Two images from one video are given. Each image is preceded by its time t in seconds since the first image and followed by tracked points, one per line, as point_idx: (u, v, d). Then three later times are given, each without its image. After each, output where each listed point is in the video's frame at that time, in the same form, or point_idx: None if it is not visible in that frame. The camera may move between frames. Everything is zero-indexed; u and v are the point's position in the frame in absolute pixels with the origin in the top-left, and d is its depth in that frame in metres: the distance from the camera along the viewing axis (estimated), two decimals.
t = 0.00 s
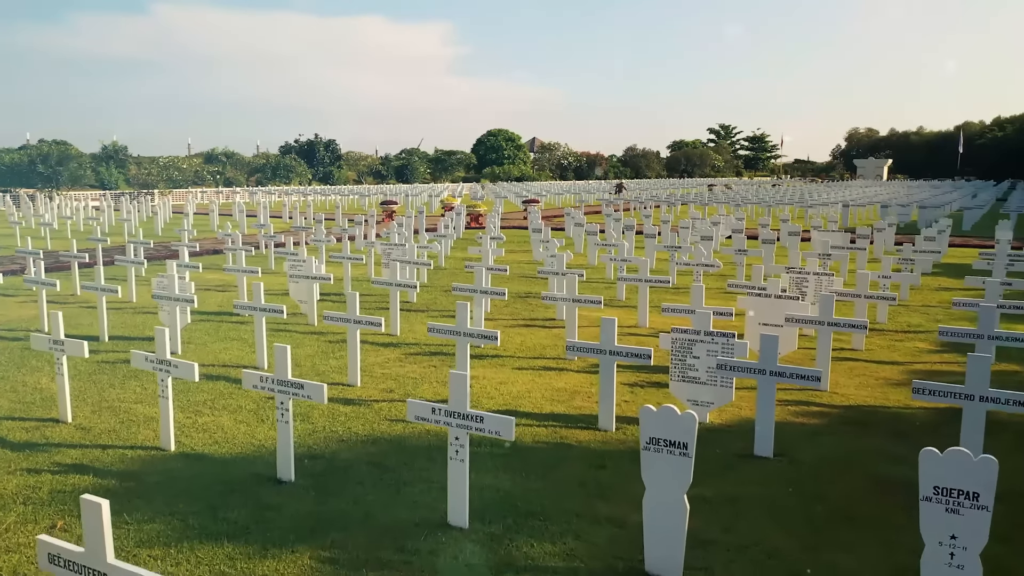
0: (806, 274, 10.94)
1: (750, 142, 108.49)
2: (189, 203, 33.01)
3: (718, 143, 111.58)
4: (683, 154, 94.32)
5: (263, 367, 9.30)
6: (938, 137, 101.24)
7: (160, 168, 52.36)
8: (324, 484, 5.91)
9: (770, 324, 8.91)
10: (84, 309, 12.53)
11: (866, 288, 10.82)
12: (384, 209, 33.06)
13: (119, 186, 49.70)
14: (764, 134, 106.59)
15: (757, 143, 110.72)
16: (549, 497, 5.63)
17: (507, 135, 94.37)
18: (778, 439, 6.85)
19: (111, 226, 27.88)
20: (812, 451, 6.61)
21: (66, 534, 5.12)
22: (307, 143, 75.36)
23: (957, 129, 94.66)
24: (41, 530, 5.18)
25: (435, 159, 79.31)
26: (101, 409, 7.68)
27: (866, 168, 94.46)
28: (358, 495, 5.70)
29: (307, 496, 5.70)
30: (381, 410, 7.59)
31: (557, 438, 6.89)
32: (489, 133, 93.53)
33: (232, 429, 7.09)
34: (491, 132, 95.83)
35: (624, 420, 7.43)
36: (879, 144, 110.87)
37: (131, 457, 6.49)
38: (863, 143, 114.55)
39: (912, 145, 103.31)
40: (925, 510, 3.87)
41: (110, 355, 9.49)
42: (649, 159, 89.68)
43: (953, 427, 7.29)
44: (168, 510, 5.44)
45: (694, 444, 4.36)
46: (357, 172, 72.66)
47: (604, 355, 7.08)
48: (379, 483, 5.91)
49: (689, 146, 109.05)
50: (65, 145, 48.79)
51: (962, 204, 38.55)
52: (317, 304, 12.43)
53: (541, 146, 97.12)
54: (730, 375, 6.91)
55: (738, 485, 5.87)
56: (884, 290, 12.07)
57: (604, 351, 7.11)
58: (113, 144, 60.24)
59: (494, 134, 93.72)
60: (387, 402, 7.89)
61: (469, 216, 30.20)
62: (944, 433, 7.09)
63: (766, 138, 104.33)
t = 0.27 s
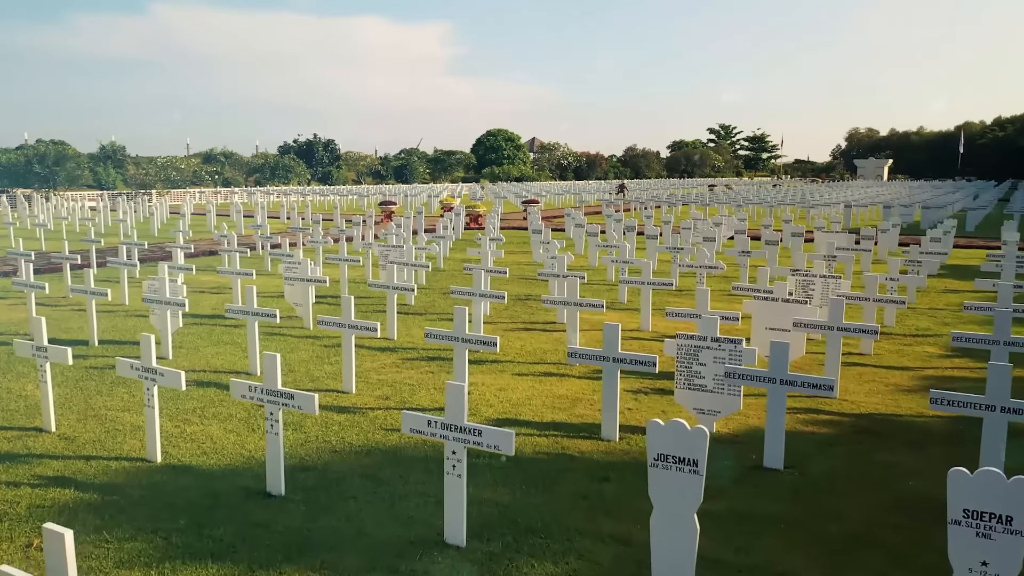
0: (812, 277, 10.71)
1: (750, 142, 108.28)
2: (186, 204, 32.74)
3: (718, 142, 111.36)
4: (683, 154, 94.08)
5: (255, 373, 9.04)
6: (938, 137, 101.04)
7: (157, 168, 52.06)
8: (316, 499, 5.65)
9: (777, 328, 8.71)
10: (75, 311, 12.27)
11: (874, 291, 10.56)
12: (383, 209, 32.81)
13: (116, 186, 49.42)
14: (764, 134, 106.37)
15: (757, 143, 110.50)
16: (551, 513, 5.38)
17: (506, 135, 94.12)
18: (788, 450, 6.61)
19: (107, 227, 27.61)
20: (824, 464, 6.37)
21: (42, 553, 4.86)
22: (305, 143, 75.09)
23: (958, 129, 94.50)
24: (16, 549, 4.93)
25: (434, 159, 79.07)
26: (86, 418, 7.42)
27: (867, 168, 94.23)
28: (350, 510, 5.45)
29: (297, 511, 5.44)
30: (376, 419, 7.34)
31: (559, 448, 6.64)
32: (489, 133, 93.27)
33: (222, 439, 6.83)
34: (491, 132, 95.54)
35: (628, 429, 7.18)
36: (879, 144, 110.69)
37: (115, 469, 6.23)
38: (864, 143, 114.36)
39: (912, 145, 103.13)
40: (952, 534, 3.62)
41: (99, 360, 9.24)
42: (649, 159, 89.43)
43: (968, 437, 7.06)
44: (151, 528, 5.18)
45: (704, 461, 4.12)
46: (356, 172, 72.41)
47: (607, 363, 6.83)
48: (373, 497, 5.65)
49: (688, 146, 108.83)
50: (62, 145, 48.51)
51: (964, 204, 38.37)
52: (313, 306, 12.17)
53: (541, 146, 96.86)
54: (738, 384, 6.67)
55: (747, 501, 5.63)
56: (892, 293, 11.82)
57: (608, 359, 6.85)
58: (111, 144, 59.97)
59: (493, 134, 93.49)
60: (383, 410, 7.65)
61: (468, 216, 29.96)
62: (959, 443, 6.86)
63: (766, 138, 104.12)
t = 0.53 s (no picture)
0: (819, 280, 10.48)
1: (750, 142, 108.11)
2: (183, 204, 32.49)
3: (718, 143, 111.16)
4: (683, 154, 93.81)
5: (248, 379, 8.79)
6: (938, 137, 100.80)
7: (155, 168, 51.80)
8: (306, 515, 5.40)
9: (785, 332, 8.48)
10: (65, 315, 12.01)
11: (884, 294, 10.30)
12: (381, 210, 32.55)
13: (113, 187, 49.14)
14: (764, 134, 106.18)
15: (757, 143, 110.26)
16: (554, 530, 5.14)
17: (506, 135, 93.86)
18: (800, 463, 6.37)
19: (103, 228, 27.35)
20: (836, 477, 6.11)
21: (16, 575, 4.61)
22: (304, 143, 74.84)
23: (958, 129, 94.32)
24: None
25: (433, 159, 78.85)
26: (71, 427, 7.17)
27: (868, 169, 94.02)
28: (342, 528, 5.19)
29: (286, 528, 5.19)
30: (372, 429, 7.10)
31: (560, 460, 6.39)
32: (488, 133, 93.02)
33: (210, 450, 6.57)
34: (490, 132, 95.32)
35: (632, 438, 6.92)
36: (879, 144, 110.52)
37: (98, 483, 5.97)
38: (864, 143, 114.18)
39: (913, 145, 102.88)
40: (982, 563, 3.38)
41: (86, 367, 8.97)
42: (649, 159, 89.15)
43: (985, 447, 6.81)
44: (132, 547, 4.93)
45: (717, 482, 3.88)
46: (355, 172, 72.17)
47: (611, 370, 6.58)
48: (366, 513, 5.40)
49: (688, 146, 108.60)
50: (59, 145, 48.23)
51: (966, 205, 38.18)
52: (308, 310, 11.91)
53: (541, 146, 96.62)
54: (746, 392, 6.43)
55: (757, 519, 5.39)
56: (900, 296, 11.57)
57: (611, 366, 6.60)
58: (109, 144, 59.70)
59: (493, 133, 93.27)
60: (378, 419, 7.39)
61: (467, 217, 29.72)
62: (976, 455, 6.60)
63: (766, 138, 103.90)
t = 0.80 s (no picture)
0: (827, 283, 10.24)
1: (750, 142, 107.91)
2: (180, 205, 32.25)
3: (719, 143, 110.95)
4: (683, 155, 93.56)
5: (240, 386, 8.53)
6: (939, 137, 100.57)
7: (153, 168, 51.55)
8: (295, 532, 5.15)
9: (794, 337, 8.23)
10: (56, 319, 11.76)
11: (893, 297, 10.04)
12: (380, 211, 32.31)
13: (111, 187, 48.89)
14: (765, 134, 105.96)
15: (757, 143, 110.02)
16: (556, 549, 4.89)
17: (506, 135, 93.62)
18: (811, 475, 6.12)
19: (99, 229, 27.11)
20: (850, 491, 5.86)
21: None
22: (303, 143, 74.60)
23: (959, 129, 94.15)
24: None
25: (432, 159, 78.63)
26: (54, 437, 6.92)
27: (868, 169, 93.80)
28: (332, 546, 4.94)
29: (274, 547, 4.94)
30: (366, 439, 6.85)
31: (562, 472, 6.14)
32: (488, 133, 92.80)
33: (198, 462, 6.32)
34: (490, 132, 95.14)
35: (637, 449, 6.67)
36: (880, 144, 110.32)
37: (79, 497, 5.72)
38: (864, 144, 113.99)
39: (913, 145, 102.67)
40: None
41: (73, 374, 8.72)
42: (649, 159, 88.90)
43: (1003, 459, 6.56)
44: (110, 569, 4.67)
45: (732, 505, 3.63)
46: (355, 172, 71.94)
47: (614, 379, 6.32)
48: (358, 530, 5.15)
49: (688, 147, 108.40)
50: (57, 145, 47.99)
51: (969, 205, 37.94)
52: (303, 313, 11.65)
53: (541, 146, 96.41)
54: (755, 403, 6.18)
55: (769, 536, 5.14)
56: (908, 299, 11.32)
57: (614, 375, 6.35)
58: (107, 144, 59.46)
59: (493, 133, 93.05)
60: (373, 429, 7.15)
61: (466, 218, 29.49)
62: (994, 466, 6.35)
63: (767, 138, 103.69)
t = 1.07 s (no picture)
0: (834, 285, 10.02)
1: (750, 142, 107.73)
2: (177, 206, 32.00)
3: (719, 143, 110.77)
4: (683, 154, 93.35)
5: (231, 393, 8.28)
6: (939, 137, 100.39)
7: (150, 168, 51.29)
8: (284, 550, 4.90)
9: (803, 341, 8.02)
10: (45, 322, 11.51)
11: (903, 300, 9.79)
12: (379, 211, 32.08)
13: (109, 187, 48.64)
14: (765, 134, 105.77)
15: (757, 143, 109.83)
16: (557, 570, 4.63)
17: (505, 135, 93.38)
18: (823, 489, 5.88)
19: (95, 229, 26.86)
20: (865, 506, 5.61)
21: None
22: (302, 143, 74.36)
23: (959, 128, 93.98)
24: None
25: (432, 159, 78.43)
26: (36, 447, 6.66)
27: (868, 169, 93.60)
28: (322, 567, 4.69)
29: (261, 567, 4.69)
30: (360, 449, 6.60)
31: (564, 485, 5.89)
32: (487, 132, 92.54)
33: (184, 474, 6.06)
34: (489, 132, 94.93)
35: (642, 460, 6.42)
36: (880, 144, 110.15)
37: (59, 512, 5.47)
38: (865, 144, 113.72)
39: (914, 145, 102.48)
40: None
41: (59, 380, 8.46)
42: (649, 159, 88.68)
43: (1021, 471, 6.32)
44: None
45: (747, 530, 3.38)
46: (354, 172, 71.72)
47: (619, 389, 6.07)
48: (350, 548, 4.90)
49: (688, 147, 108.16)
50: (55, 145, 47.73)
51: (970, 205, 37.75)
52: (298, 316, 11.40)
53: (540, 146, 96.19)
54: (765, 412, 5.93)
55: (782, 555, 4.89)
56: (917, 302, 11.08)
57: (618, 383, 6.09)
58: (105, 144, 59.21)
59: (492, 133, 92.81)
60: (367, 438, 6.90)
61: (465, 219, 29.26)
62: (1013, 479, 6.10)
63: (767, 138, 103.50)
